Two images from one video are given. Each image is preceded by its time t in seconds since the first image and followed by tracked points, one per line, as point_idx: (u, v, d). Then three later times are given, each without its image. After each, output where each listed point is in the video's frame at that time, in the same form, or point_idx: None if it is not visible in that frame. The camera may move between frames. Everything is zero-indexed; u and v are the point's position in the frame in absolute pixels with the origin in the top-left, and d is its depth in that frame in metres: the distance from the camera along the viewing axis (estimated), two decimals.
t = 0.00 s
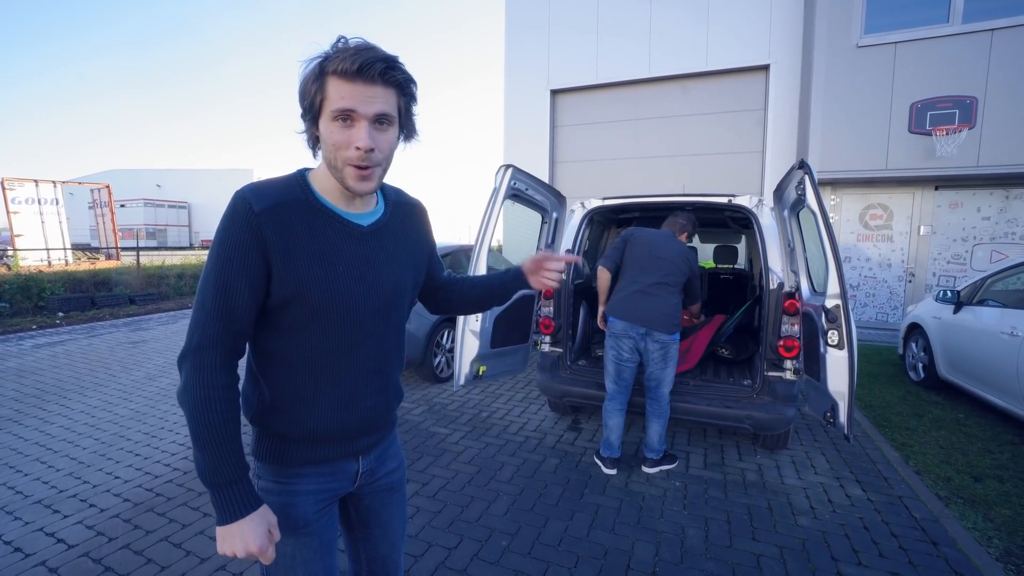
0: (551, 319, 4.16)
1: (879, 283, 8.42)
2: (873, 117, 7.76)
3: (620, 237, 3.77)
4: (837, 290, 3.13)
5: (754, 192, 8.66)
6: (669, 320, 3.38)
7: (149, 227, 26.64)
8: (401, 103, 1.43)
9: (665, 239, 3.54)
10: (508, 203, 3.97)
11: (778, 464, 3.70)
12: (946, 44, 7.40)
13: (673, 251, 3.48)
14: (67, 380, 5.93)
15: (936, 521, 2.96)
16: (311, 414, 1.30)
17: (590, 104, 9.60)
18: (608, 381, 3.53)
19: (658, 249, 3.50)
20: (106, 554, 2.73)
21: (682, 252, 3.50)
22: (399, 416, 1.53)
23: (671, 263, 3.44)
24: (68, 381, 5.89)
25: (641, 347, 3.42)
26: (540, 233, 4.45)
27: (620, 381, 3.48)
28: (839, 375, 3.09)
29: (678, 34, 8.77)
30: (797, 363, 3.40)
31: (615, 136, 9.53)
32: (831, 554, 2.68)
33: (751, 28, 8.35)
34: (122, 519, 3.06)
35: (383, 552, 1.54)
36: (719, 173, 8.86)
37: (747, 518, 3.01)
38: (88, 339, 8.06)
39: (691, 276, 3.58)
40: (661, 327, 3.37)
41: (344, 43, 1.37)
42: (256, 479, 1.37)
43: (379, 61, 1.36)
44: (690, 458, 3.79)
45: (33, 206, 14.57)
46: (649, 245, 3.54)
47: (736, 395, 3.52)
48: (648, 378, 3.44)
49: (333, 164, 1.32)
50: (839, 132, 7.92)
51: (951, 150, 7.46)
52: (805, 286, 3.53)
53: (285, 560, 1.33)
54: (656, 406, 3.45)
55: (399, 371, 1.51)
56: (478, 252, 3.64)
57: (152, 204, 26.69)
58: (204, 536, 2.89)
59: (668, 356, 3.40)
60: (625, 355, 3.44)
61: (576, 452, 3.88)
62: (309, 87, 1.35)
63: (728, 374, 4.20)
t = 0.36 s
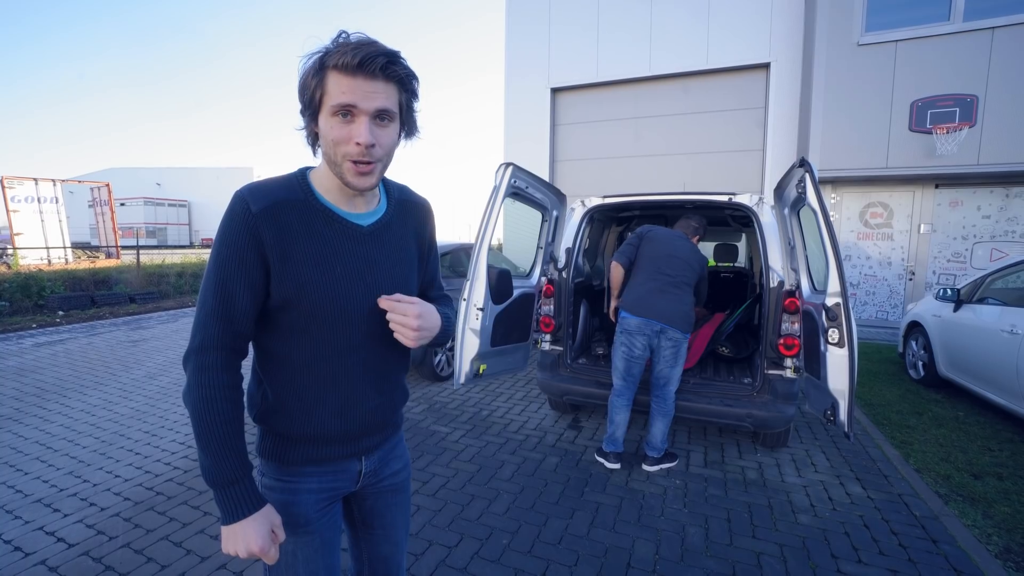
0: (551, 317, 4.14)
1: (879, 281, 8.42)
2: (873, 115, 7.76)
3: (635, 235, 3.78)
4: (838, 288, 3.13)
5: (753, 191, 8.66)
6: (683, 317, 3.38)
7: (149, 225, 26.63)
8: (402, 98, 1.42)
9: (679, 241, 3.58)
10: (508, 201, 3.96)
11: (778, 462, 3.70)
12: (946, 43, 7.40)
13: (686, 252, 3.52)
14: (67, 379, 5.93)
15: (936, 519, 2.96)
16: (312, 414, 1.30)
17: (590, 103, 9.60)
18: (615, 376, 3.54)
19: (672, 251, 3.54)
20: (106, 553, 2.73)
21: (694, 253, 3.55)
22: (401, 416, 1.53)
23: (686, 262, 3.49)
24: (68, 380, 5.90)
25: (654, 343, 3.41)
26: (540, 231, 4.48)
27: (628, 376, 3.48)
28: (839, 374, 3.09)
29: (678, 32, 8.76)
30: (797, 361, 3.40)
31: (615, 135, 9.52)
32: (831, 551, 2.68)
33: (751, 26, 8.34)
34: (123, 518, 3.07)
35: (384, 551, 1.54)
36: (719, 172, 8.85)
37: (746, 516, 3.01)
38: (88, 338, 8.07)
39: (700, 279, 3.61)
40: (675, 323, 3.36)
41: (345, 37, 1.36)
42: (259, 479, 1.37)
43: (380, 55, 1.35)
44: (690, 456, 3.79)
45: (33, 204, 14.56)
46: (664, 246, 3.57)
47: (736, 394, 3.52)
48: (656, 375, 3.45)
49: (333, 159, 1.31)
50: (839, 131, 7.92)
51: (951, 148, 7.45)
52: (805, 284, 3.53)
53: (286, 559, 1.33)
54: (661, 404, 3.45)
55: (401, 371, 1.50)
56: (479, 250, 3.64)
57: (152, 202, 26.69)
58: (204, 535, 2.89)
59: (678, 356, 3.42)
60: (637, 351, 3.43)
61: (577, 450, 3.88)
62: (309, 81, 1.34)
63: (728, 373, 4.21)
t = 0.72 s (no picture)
0: (549, 316, 4.15)
1: (877, 280, 8.43)
2: (871, 114, 7.77)
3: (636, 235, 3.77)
4: (835, 287, 3.14)
5: (752, 190, 8.66)
6: (675, 317, 3.36)
7: (147, 224, 26.57)
8: (398, 94, 1.42)
9: (678, 239, 3.53)
10: (506, 200, 3.96)
11: (777, 460, 3.71)
12: (944, 42, 7.40)
13: (685, 251, 3.47)
14: (64, 378, 5.92)
15: (933, 517, 2.97)
16: (312, 413, 1.30)
17: (589, 101, 9.59)
18: (614, 375, 3.56)
19: (671, 250, 3.49)
20: (104, 552, 2.73)
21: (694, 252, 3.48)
22: (401, 416, 1.53)
23: (684, 261, 3.44)
24: (66, 379, 5.89)
25: (650, 342, 3.43)
26: (538, 230, 4.48)
27: (626, 374, 3.50)
28: (836, 372, 3.10)
29: (676, 31, 8.76)
30: (795, 360, 3.40)
31: (614, 133, 9.51)
32: (829, 550, 2.69)
33: (749, 25, 8.34)
34: (121, 517, 3.06)
35: (384, 549, 1.54)
36: (718, 170, 8.85)
37: (745, 514, 3.02)
38: (86, 337, 8.05)
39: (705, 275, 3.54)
40: (665, 323, 3.36)
41: (339, 35, 1.36)
42: (258, 478, 1.37)
43: (374, 50, 1.35)
44: (689, 455, 3.79)
45: (30, 203, 14.51)
46: (663, 246, 3.53)
47: (734, 392, 3.53)
48: (654, 374, 3.44)
49: (332, 157, 1.31)
50: (837, 130, 7.92)
51: (948, 146, 7.46)
52: (802, 282, 3.54)
53: (285, 558, 1.32)
54: (659, 403, 3.45)
55: (401, 371, 1.50)
56: (477, 249, 3.64)
57: (150, 201, 26.62)
58: (203, 534, 2.88)
59: (676, 354, 3.40)
60: (634, 350, 3.45)
61: (575, 449, 3.88)
62: (305, 80, 1.34)
63: (726, 371, 4.22)
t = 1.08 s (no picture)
0: (549, 316, 4.15)
1: (877, 280, 8.44)
2: (871, 114, 7.76)
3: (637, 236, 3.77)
4: (835, 286, 3.14)
5: (751, 189, 8.66)
6: (667, 315, 3.34)
7: (146, 223, 26.55)
8: (403, 96, 1.41)
9: (677, 239, 3.51)
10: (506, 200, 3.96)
11: (776, 460, 3.71)
12: (944, 41, 7.40)
13: (683, 250, 3.45)
14: (64, 377, 5.92)
15: (933, 517, 2.97)
16: (314, 411, 1.29)
17: (589, 101, 9.59)
18: (611, 374, 3.58)
19: (669, 250, 3.48)
20: (104, 550, 2.73)
21: (692, 251, 3.44)
22: (402, 415, 1.53)
23: (681, 261, 3.43)
24: (66, 378, 5.89)
25: (644, 342, 3.44)
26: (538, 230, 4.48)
27: (622, 373, 3.53)
28: (836, 372, 3.10)
29: (676, 30, 8.75)
30: (794, 359, 3.40)
31: (614, 133, 9.51)
32: (829, 549, 2.69)
33: (749, 24, 8.33)
34: (121, 516, 3.06)
35: (384, 548, 1.54)
36: (717, 170, 8.85)
37: (744, 514, 3.02)
38: (85, 336, 8.05)
39: (706, 273, 3.49)
40: (658, 322, 3.36)
41: (344, 37, 1.36)
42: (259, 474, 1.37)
43: (379, 53, 1.34)
44: (688, 455, 3.79)
45: (30, 203, 14.50)
46: (663, 245, 3.52)
47: (734, 392, 3.53)
48: (651, 373, 3.45)
49: (337, 160, 1.31)
50: (837, 129, 7.92)
51: (948, 146, 7.46)
52: (802, 282, 3.54)
53: (286, 555, 1.32)
54: (657, 401, 3.45)
55: (402, 370, 1.49)
56: (477, 248, 3.63)
57: (150, 200, 26.62)
58: (203, 533, 2.88)
59: (672, 354, 3.39)
60: (629, 347, 3.47)
61: (575, 449, 3.88)
62: (310, 84, 1.34)
63: (726, 371, 4.22)
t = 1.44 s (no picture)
0: (550, 316, 4.15)
1: (879, 280, 8.42)
2: (873, 114, 7.75)
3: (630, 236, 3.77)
4: (836, 286, 3.14)
5: (752, 189, 8.65)
6: (655, 314, 3.34)
7: (147, 224, 26.59)
8: (409, 101, 1.42)
9: (665, 236, 3.50)
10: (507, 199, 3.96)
11: (777, 460, 3.71)
12: (946, 40, 7.39)
13: (671, 248, 3.44)
14: (66, 377, 5.93)
15: (934, 517, 2.97)
16: (316, 411, 1.30)
17: (589, 101, 9.58)
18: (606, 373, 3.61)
19: (656, 249, 3.48)
20: (106, 551, 2.73)
21: (680, 248, 3.42)
22: (403, 414, 1.53)
23: (669, 260, 3.41)
24: (67, 378, 5.90)
25: (636, 342, 3.46)
26: (539, 230, 4.48)
27: (618, 372, 3.54)
28: (838, 372, 3.10)
29: (677, 30, 8.74)
30: (796, 359, 3.40)
31: (615, 133, 9.51)
32: (830, 549, 2.69)
33: (751, 23, 8.32)
34: (122, 516, 3.07)
35: (385, 547, 1.54)
36: (719, 170, 8.84)
37: (745, 514, 3.01)
38: (87, 336, 8.06)
39: (699, 268, 3.44)
40: (648, 322, 3.36)
41: (351, 41, 1.36)
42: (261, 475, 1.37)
43: (387, 58, 1.35)
44: (689, 454, 3.79)
45: (31, 203, 14.52)
46: (651, 244, 3.52)
47: (735, 392, 3.53)
48: (645, 373, 3.45)
49: (343, 162, 1.31)
50: (838, 129, 7.91)
51: (950, 146, 7.45)
52: (803, 282, 3.55)
53: (288, 555, 1.32)
54: (653, 400, 3.45)
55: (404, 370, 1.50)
56: (478, 248, 3.63)
57: (151, 201, 26.65)
58: (205, 533, 2.89)
59: (664, 353, 3.38)
60: (621, 346, 3.50)
61: (576, 449, 3.88)
62: (317, 87, 1.34)
63: (727, 371, 4.22)
